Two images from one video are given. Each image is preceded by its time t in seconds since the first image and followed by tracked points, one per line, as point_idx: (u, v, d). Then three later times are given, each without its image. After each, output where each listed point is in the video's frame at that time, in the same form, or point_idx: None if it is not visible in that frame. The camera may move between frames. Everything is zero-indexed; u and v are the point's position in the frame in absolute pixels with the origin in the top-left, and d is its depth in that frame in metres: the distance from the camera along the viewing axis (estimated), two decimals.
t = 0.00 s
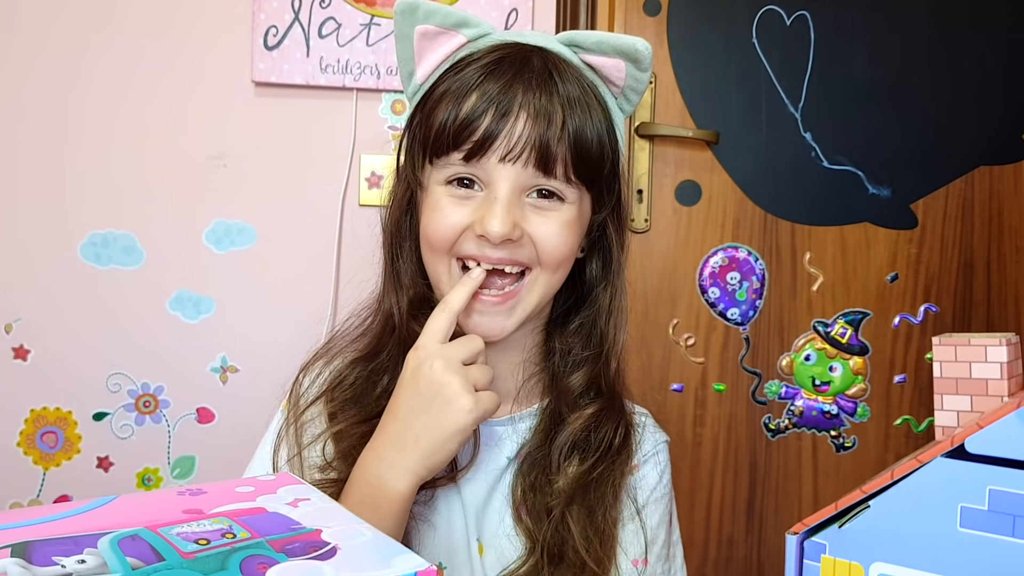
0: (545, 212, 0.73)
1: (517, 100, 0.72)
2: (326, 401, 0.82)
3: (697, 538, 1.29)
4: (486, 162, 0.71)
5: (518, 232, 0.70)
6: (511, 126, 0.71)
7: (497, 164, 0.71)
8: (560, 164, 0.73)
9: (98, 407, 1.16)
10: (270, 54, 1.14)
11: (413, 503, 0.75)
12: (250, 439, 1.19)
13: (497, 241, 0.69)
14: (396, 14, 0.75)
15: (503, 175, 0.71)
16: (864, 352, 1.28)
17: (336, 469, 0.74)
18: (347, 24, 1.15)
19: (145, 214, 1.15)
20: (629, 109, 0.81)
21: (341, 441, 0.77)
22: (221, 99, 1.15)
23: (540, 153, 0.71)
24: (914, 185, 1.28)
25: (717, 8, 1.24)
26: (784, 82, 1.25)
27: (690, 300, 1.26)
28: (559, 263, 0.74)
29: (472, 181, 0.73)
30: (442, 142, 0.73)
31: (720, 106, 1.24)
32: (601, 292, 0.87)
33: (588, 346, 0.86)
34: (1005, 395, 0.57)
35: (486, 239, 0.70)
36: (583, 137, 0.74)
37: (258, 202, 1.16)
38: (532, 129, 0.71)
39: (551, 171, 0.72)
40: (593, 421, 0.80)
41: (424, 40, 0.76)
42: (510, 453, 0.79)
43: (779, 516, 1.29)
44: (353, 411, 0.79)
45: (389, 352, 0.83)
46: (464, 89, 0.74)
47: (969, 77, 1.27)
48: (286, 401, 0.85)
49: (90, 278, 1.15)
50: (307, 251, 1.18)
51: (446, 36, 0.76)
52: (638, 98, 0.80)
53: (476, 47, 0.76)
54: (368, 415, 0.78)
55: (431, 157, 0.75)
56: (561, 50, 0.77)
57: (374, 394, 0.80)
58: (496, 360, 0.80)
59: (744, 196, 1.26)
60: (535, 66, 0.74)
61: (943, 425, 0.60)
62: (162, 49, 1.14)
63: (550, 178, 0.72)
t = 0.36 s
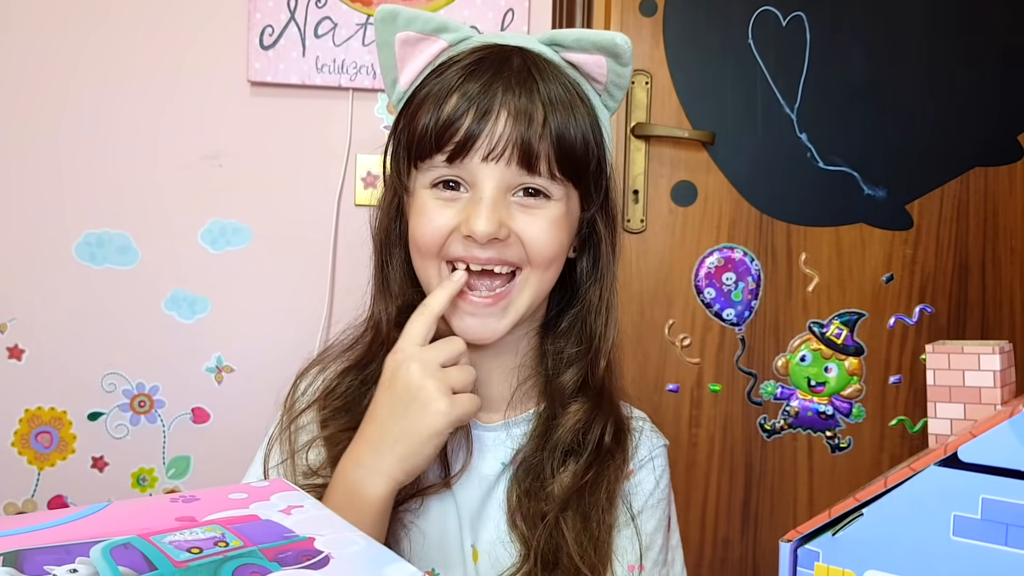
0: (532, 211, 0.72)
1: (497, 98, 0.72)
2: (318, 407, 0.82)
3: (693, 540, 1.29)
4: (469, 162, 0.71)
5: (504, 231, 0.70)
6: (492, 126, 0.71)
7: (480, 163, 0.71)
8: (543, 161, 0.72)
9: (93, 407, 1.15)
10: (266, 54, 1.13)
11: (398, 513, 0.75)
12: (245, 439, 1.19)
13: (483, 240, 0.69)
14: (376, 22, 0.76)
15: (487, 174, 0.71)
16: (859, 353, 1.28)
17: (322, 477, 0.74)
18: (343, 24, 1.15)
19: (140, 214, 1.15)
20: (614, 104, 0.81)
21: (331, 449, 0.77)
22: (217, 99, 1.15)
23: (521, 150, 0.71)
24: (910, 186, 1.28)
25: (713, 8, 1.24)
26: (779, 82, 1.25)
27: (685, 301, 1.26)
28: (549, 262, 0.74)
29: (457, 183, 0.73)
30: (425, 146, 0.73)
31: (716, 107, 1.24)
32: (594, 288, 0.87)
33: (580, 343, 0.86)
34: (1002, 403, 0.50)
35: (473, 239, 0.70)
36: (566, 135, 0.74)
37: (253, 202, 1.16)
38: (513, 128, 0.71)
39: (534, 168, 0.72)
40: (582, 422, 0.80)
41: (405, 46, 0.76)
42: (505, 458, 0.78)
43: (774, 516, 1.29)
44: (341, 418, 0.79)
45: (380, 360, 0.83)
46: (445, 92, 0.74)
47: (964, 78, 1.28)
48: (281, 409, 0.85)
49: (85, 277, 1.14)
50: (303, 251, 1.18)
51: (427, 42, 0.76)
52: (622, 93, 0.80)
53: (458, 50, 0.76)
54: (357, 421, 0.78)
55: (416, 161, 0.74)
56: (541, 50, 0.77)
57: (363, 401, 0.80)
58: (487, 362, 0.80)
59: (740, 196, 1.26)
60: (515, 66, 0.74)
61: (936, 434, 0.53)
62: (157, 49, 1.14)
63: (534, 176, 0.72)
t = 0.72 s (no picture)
0: (553, 204, 0.73)
1: (508, 98, 0.72)
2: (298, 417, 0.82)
3: (691, 543, 1.29)
4: (489, 163, 0.71)
5: (534, 226, 0.70)
6: (508, 126, 0.71)
7: (501, 162, 0.71)
8: (561, 154, 0.73)
9: (90, 409, 1.15)
10: (264, 55, 1.13)
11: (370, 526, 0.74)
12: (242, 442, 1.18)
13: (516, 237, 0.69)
14: (358, 36, 0.73)
15: (509, 171, 0.71)
16: (858, 355, 1.28)
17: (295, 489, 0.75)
18: (341, 25, 1.15)
19: (137, 215, 1.15)
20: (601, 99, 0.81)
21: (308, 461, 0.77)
22: (214, 100, 1.15)
23: (541, 145, 0.72)
24: (908, 188, 1.28)
25: (711, 10, 1.24)
26: (778, 84, 1.25)
27: (684, 302, 1.26)
28: (572, 255, 0.75)
29: (474, 186, 0.72)
30: (437, 155, 0.72)
31: (715, 108, 1.24)
32: (594, 277, 0.87)
33: (584, 331, 0.86)
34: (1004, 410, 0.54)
35: (504, 238, 0.70)
36: (577, 128, 0.75)
37: (251, 203, 1.16)
38: (529, 125, 0.72)
39: (553, 161, 0.72)
40: (582, 412, 0.81)
41: (390, 58, 0.74)
42: (502, 465, 0.77)
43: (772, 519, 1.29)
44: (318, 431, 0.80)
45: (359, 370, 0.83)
46: (449, 97, 0.73)
47: (962, 80, 1.27)
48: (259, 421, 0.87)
49: (81, 278, 1.14)
50: (301, 252, 1.17)
51: (412, 52, 0.75)
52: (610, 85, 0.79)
53: (446, 56, 0.75)
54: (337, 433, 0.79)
55: (428, 169, 0.73)
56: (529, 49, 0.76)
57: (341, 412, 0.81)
58: (496, 367, 0.79)
59: (738, 198, 1.26)
60: (512, 66, 0.74)
61: (940, 440, 0.56)
62: (155, 50, 1.14)
63: (553, 169, 0.73)
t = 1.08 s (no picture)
0: (552, 221, 0.74)
1: (511, 117, 0.73)
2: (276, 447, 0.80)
3: (689, 550, 1.29)
4: (492, 179, 0.72)
5: (535, 242, 0.71)
6: (512, 143, 0.72)
7: (503, 178, 0.72)
8: (560, 172, 0.74)
9: (89, 416, 1.15)
10: (263, 63, 1.14)
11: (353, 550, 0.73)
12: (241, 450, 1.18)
13: (518, 253, 0.70)
14: (358, 51, 0.75)
15: (510, 189, 0.72)
16: (856, 362, 1.28)
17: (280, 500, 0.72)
18: (341, 33, 1.15)
19: (137, 222, 1.15)
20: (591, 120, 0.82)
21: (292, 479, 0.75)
22: (214, 107, 1.15)
23: (543, 164, 0.73)
24: (905, 196, 1.28)
25: (710, 18, 1.24)
26: (776, 92, 1.26)
27: (682, 310, 1.26)
28: (571, 268, 0.75)
29: (476, 203, 0.73)
30: (440, 171, 0.73)
31: (713, 117, 1.25)
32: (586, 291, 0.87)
33: (577, 346, 0.86)
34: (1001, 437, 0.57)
35: (506, 253, 0.71)
36: (575, 147, 0.76)
37: (250, 210, 1.16)
38: (532, 144, 0.72)
39: (553, 179, 0.73)
40: (576, 425, 0.81)
41: (389, 74, 0.75)
42: (497, 479, 0.77)
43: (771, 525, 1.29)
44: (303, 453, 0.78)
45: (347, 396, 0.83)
46: (451, 114, 0.73)
47: (959, 89, 1.28)
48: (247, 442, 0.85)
49: (81, 286, 1.14)
50: (300, 259, 1.18)
51: (410, 69, 0.76)
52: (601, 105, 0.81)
53: (444, 74, 0.76)
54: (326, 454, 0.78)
55: (428, 183, 0.73)
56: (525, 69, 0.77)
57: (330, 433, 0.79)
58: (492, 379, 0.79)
59: (736, 205, 1.26)
60: (514, 85, 0.75)
61: (937, 466, 0.60)
62: (154, 58, 1.14)
63: (552, 187, 0.74)
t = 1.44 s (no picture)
0: (535, 225, 0.74)
1: (493, 125, 0.74)
2: (299, 454, 0.82)
3: (685, 554, 1.30)
4: (474, 183, 0.73)
5: (515, 244, 0.72)
6: (494, 148, 0.73)
7: (485, 182, 0.73)
8: (542, 178, 0.75)
9: (87, 420, 1.15)
10: (261, 68, 1.14)
11: (365, 556, 0.74)
12: (238, 454, 1.19)
13: (498, 255, 0.71)
14: (352, 63, 0.77)
15: (492, 192, 0.72)
16: (850, 367, 1.29)
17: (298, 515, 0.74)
18: (338, 39, 1.15)
19: (135, 227, 1.15)
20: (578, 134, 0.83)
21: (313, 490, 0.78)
22: (212, 112, 1.16)
23: (524, 170, 0.73)
24: (900, 202, 1.29)
25: (706, 24, 1.25)
26: (771, 97, 1.26)
27: (678, 314, 1.26)
28: (555, 270, 0.75)
29: (459, 207, 0.74)
30: (425, 176, 0.74)
31: (709, 122, 1.25)
32: (573, 297, 0.88)
33: (568, 348, 0.87)
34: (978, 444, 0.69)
35: (486, 255, 0.71)
36: (559, 157, 0.77)
37: (248, 215, 1.17)
38: (514, 151, 0.74)
39: (535, 184, 0.74)
40: (565, 427, 0.81)
41: (382, 85, 0.77)
42: (493, 480, 0.77)
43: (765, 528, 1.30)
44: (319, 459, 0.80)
45: (356, 392, 0.83)
46: (437, 122, 0.75)
47: (953, 94, 1.29)
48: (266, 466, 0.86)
49: (79, 290, 1.15)
50: (297, 264, 1.18)
51: (402, 81, 0.77)
52: (589, 118, 0.81)
53: (435, 86, 0.78)
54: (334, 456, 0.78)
55: (414, 188, 0.75)
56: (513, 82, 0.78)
57: (339, 434, 0.80)
58: (482, 382, 0.79)
59: (732, 210, 1.27)
60: (499, 95, 0.76)
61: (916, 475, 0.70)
62: (153, 63, 1.14)
63: (535, 192, 0.74)
